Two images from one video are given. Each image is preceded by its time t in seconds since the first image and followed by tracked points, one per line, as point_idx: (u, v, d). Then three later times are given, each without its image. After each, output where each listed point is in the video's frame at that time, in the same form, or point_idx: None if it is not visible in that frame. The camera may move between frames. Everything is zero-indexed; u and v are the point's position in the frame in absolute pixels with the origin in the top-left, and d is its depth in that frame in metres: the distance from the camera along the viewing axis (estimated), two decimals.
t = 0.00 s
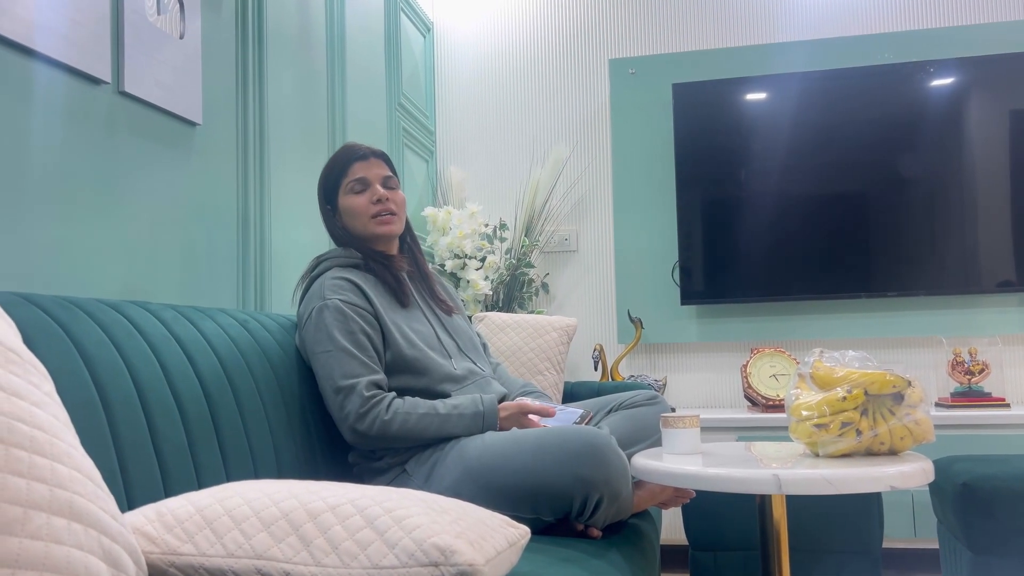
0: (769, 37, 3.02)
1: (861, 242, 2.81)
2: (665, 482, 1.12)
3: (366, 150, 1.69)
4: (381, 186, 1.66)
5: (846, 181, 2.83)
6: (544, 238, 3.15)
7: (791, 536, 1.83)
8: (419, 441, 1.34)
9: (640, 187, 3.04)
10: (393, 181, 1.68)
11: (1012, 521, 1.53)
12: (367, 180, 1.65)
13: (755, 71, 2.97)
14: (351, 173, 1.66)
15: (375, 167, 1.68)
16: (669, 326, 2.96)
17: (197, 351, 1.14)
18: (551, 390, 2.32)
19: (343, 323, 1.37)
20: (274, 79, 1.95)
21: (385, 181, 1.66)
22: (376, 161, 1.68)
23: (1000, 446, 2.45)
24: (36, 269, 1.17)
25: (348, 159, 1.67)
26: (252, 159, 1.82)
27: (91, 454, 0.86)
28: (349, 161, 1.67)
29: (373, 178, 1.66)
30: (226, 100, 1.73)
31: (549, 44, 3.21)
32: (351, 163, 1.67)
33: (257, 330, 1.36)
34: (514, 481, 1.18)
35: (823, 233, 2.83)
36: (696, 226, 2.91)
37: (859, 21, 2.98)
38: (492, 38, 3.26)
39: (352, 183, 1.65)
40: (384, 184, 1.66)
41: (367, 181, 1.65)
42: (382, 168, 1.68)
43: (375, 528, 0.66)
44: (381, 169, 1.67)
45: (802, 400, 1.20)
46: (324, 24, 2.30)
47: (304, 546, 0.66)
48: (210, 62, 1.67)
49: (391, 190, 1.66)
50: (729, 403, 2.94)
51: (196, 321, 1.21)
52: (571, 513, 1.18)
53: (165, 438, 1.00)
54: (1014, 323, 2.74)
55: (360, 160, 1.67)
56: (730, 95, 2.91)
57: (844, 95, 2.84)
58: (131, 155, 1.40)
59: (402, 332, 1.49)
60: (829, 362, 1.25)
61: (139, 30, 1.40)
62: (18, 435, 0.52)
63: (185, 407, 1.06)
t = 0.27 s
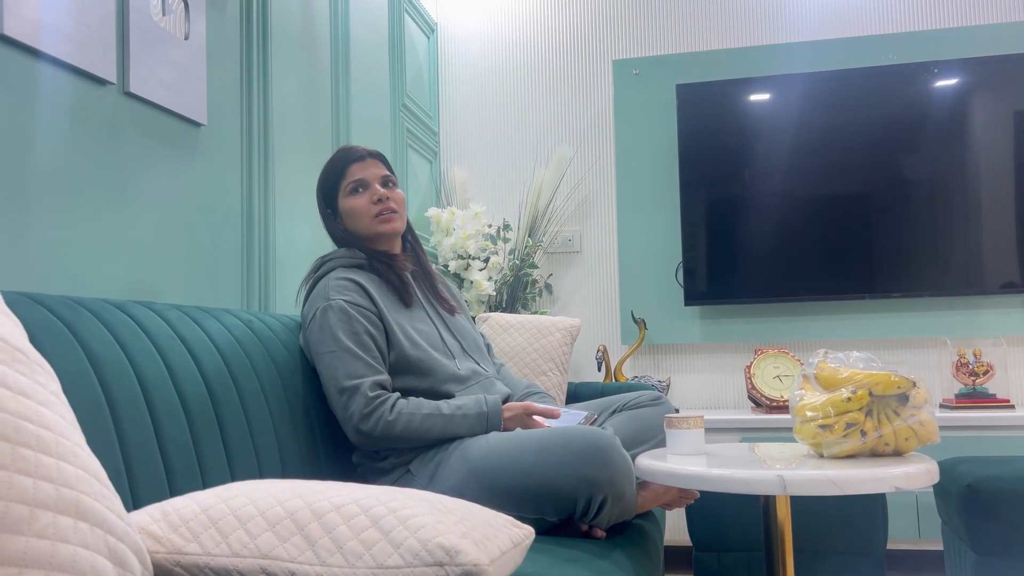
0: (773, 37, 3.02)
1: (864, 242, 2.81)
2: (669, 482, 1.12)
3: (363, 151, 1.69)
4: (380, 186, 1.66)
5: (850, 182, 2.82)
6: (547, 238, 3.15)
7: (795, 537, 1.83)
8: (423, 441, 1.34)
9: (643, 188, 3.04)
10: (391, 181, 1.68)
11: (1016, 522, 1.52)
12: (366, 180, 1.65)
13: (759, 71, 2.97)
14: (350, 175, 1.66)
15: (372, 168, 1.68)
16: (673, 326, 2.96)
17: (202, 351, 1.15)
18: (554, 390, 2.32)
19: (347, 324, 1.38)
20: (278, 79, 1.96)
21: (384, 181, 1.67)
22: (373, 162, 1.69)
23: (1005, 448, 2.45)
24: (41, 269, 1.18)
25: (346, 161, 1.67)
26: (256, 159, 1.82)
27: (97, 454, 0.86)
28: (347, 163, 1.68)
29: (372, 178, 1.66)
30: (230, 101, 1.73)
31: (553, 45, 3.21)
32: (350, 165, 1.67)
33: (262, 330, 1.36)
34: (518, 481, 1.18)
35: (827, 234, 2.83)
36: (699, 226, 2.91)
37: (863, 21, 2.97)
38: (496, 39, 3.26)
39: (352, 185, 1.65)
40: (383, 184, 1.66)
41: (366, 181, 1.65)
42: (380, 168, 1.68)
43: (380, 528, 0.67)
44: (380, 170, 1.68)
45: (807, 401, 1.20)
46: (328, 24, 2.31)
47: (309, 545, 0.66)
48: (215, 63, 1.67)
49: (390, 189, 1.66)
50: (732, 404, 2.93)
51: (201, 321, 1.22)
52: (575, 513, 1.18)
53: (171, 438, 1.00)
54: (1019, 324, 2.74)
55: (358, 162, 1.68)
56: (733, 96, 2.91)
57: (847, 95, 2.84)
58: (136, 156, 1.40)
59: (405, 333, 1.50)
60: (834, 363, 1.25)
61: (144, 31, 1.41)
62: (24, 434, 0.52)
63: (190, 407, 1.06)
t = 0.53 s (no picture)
0: (776, 38, 3.02)
1: (868, 243, 2.80)
2: (672, 483, 1.12)
3: (365, 153, 1.70)
4: (382, 188, 1.66)
5: (854, 183, 2.82)
6: (550, 239, 3.15)
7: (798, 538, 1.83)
8: (427, 441, 1.34)
9: (646, 189, 3.04)
10: (394, 182, 1.68)
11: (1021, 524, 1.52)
12: (368, 182, 1.65)
13: (762, 72, 2.97)
14: (352, 176, 1.66)
15: (374, 168, 1.68)
16: (676, 327, 2.96)
17: (206, 351, 1.15)
18: (558, 391, 2.32)
19: (351, 323, 1.38)
20: (282, 80, 1.96)
21: (386, 182, 1.67)
22: (376, 164, 1.69)
23: (1009, 449, 2.44)
24: (46, 268, 1.18)
25: (348, 162, 1.67)
26: (260, 160, 1.83)
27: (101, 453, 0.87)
28: (349, 164, 1.68)
29: (374, 179, 1.66)
30: (235, 101, 1.74)
31: (556, 45, 3.21)
32: (352, 167, 1.67)
33: (266, 330, 1.36)
34: (522, 481, 1.18)
35: (831, 234, 2.83)
36: (703, 227, 2.91)
37: (867, 22, 2.97)
38: (499, 40, 3.26)
39: (354, 187, 1.65)
40: (385, 186, 1.66)
41: (368, 183, 1.65)
42: (382, 169, 1.69)
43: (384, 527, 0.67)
44: (382, 171, 1.68)
45: (811, 401, 1.20)
46: (332, 25, 2.31)
47: (314, 544, 0.66)
48: (219, 63, 1.68)
49: (392, 190, 1.66)
50: (736, 405, 2.93)
51: (205, 321, 1.22)
52: (578, 514, 1.18)
53: (175, 438, 1.00)
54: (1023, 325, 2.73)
55: (360, 163, 1.68)
56: (737, 97, 2.91)
57: (851, 96, 2.84)
58: (141, 156, 1.41)
59: (409, 332, 1.50)
60: (838, 364, 1.25)
61: (149, 31, 1.41)
62: (31, 433, 0.52)
63: (194, 407, 1.06)
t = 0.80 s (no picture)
0: (779, 39, 3.02)
1: (871, 244, 2.80)
2: (675, 484, 1.12)
3: (384, 152, 1.69)
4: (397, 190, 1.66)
5: (856, 184, 2.82)
6: (553, 240, 3.15)
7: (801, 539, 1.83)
8: (429, 442, 1.34)
9: (648, 190, 3.04)
10: (408, 185, 1.69)
11: None
12: (382, 182, 1.65)
13: (765, 73, 2.96)
14: (367, 174, 1.66)
15: (392, 169, 1.68)
16: (678, 328, 2.96)
17: (209, 351, 1.15)
18: (560, 391, 2.32)
19: (353, 324, 1.38)
20: (285, 81, 1.96)
21: (400, 185, 1.67)
22: (393, 164, 1.69)
23: (1012, 451, 2.43)
24: (50, 268, 1.18)
25: (365, 160, 1.67)
26: (263, 160, 1.83)
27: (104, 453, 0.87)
28: (366, 162, 1.68)
29: (389, 180, 1.66)
30: (238, 102, 1.74)
31: (559, 46, 3.21)
32: (368, 165, 1.67)
33: (269, 331, 1.37)
34: (525, 482, 1.18)
35: (833, 236, 2.82)
36: (705, 228, 2.91)
37: (870, 23, 2.97)
38: (502, 41, 3.26)
39: (368, 185, 1.65)
40: (399, 188, 1.67)
41: (383, 183, 1.65)
42: (399, 171, 1.69)
43: (387, 528, 0.67)
44: (398, 173, 1.68)
45: (814, 403, 1.20)
46: (335, 27, 2.31)
47: (317, 545, 0.66)
48: (222, 64, 1.68)
49: (405, 194, 1.66)
50: (738, 406, 2.93)
51: (208, 322, 1.22)
52: (581, 515, 1.18)
53: (178, 438, 1.00)
54: None
55: (377, 162, 1.68)
56: (739, 98, 2.91)
57: (854, 97, 2.83)
58: (144, 156, 1.41)
59: (411, 334, 1.50)
60: (841, 365, 1.25)
61: (152, 32, 1.41)
62: (33, 433, 0.53)
63: (197, 407, 1.06)
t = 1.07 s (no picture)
0: (781, 40, 3.02)
1: (872, 246, 2.80)
2: (676, 486, 1.11)
3: (375, 154, 1.70)
4: (391, 190, 1.66)
5: (858, 185, 2.82)
6: (554, 241, 3.15)
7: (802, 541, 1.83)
8: (430, 444, 1.34)
9: (650, 191, 3.04)
10: (403, 185, 1.69)
11: None
12: (377, 183, 1.65)
13: (767, 74, 2.96)
14: (361, 177, 1.66)
15: (384, 170, 1.68)
16: (680, 330, 2.96)
17: (210, 353, 1.15)
18: (562, 393, 2.31)
19: (355, 326, 1.38)
20: (287, 82, 1.96)
21: (395, 184, 1.67)
22: (386, 165, 1.69)
23: (1015, 453, 2.43)
24: (52, 270, 1.19)
25: (358, 163, 1.67)
26: (265, 162, 1.83)
27: (106, 454, 0.87)
28: (359, 165, 1.68)
29: (383, 181, 1.66)
30: (240, 103, 1.74)
31: (560, 48, 3.21)
32: (362, 167, 1.67)
33: (269, 332, 1.37)
34: (526, 483, 1.18)
35: (835, 237, 2.82)
36: (707, 230, 2.91)
37: (872, 24, 2.97)
38: (503, 42, 3.27)
39: (362, 187, 1.65)
40: (393, 188, 1.67)
41: (377, 184, 1.65)
42: (392, 171, 1.69)
43: (387, 529, 0.67)
44: (391, 173, 1.68)
45: (815, 405, 1.20)
46: (337, 29, 2.32)
47: (317, 546, 0.66)
48: (224, 66, 1.68)
49: (400, 193, 1.66)
50: (740, 408, 2.93)
51: (209, 323, 1.22)
52: (582, 517, 1.18)
53: (179, 440, 1.00)
54: None
55: (370, 164, 1.68)
56: (741, 99, 2.91)
57: (855, 99, 2.83)
58: (146, 158, 1.41)
59: (412, 336, 1.50)
60: (842, 367, 1.25)
61: (154, 34, 1.42)
62: (34, 434, 0.53)
63: (198, 409, 1.06)
